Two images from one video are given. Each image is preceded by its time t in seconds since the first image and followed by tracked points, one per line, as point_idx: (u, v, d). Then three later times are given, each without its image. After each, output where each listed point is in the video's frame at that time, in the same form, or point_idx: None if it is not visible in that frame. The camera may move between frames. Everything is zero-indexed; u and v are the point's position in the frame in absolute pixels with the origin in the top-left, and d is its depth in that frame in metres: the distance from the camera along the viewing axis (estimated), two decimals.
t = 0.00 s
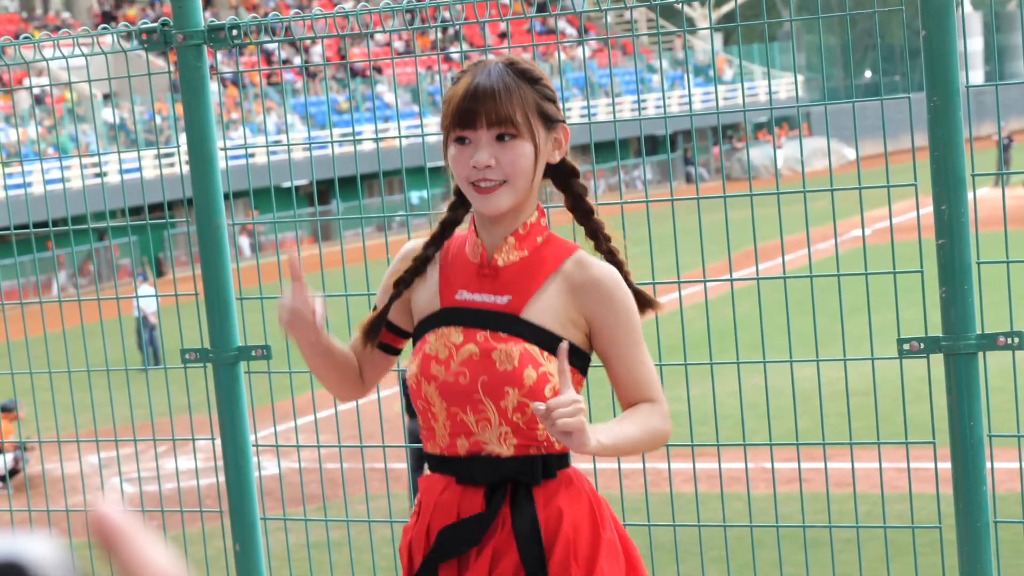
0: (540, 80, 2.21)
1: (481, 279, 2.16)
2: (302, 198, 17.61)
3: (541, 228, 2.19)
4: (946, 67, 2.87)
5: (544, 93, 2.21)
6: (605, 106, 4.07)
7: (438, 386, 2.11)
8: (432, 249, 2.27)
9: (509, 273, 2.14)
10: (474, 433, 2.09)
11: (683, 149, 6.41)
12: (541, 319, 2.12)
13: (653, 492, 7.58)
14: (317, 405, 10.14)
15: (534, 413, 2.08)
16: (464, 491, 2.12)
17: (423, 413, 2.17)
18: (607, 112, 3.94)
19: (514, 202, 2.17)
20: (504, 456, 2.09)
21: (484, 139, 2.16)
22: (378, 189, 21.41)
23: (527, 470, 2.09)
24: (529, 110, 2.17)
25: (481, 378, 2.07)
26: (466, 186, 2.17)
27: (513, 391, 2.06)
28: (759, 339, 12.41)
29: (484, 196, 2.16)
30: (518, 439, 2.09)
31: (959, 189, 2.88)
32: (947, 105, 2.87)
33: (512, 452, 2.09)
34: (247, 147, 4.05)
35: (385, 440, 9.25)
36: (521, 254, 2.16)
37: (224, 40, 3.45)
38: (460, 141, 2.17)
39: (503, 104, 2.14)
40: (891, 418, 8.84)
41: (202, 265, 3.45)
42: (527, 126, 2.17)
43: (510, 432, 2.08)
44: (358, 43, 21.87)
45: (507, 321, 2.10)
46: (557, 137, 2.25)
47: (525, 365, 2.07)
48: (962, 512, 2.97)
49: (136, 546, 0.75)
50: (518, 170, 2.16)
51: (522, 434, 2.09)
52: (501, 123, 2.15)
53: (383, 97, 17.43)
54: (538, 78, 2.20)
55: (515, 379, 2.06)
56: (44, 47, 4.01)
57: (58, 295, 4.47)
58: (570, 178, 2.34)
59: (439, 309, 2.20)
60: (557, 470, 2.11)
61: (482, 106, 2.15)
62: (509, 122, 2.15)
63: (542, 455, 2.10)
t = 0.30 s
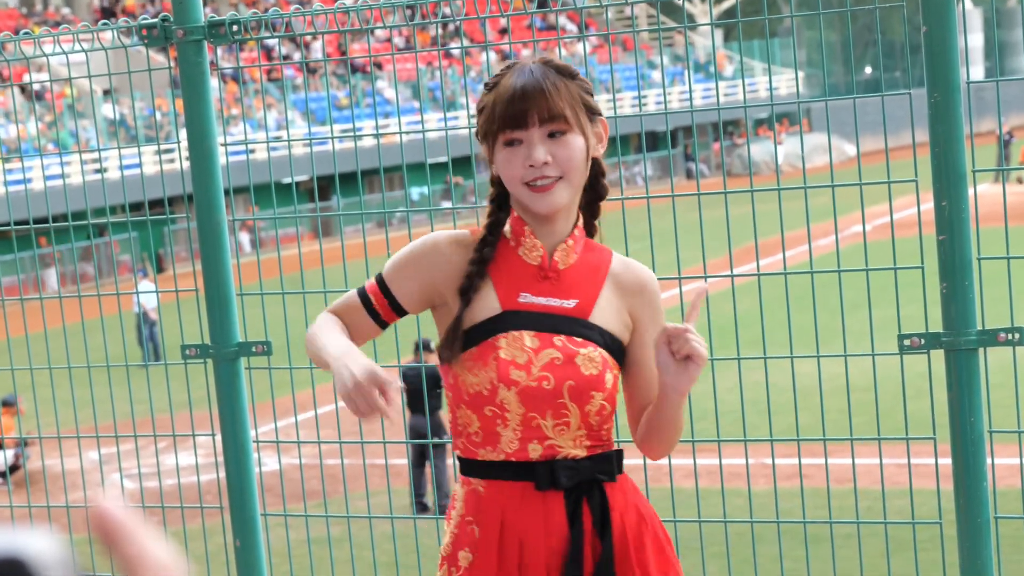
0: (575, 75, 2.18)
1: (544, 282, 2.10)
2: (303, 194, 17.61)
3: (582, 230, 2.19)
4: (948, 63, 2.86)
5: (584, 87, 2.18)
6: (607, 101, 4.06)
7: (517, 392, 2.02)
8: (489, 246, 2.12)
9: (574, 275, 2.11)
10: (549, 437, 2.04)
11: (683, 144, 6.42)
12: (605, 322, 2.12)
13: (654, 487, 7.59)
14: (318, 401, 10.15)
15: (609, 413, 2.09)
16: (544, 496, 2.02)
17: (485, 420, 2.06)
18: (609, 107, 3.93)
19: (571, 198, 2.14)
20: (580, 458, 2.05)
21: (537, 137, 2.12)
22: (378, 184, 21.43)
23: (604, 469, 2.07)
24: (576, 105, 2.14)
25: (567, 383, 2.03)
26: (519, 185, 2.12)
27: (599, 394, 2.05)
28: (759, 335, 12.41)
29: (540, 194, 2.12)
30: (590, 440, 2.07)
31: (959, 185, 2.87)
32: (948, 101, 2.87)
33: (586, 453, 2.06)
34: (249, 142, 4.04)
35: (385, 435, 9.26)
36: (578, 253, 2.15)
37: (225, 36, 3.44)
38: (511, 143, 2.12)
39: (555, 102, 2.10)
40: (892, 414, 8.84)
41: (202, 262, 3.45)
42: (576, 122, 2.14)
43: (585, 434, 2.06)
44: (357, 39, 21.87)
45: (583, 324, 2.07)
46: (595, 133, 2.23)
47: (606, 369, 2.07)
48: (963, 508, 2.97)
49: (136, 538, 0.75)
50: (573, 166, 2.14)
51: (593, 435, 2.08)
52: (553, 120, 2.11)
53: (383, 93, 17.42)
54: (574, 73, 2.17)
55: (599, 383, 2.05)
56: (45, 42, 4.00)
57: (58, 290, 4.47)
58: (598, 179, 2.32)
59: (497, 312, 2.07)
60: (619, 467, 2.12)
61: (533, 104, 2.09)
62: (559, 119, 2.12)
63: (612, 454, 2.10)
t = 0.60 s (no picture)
0: (560, 71, 2.15)
1: (539, 273, 2.15)
2: (302, 188, 17.60)
3: (592, 217, 2.18)
4: (947, 59, 2.86)
5: (567, 85, 2.16)
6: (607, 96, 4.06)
7: (500, 382, 2.11)
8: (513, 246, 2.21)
9: (565, 264, 2.14)
10: (539, 428, 2.09)
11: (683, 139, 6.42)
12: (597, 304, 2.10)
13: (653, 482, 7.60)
14: (316, 396, 10.15)
15: (600, 402, 2.07)
16: (529, 486, 2.10)
17: (489, 413, 2.16)
18: (608, 102, 3.93)
19: (553, 199, 2.14)
20: (566, 450, 2.07)
21: (511, 143, 2.14)
22: (377, 179, 21.43)
23: (589, 465, 2.06)
24: (551, 105, 2.13)
25: (543, 369, 2.08)
26: (501, 189, 2.15)
27: (576, 380, 2.06)
28: (758, 330, 12.42)
29: (522, 197, 2.14)
30: (584, 432, 2.07)
31: (958, 180, 2.88)
32: (946, 97, 2.87)
33: (577, 446, 2.07)
34: (247, 137, 4.03)
35: (383, 431, 9.27)
36: (575, 242, 2.15)
37: (223, 30, 3.43)
38: (489, 148, 2.16)
39: (521, 106, 2.12)
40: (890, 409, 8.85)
41: (200, 256, 3.44)
42: (550, 122, 2.13)
43: (574, 424, 2.07)
44: (357, 34, 21.85)
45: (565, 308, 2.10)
46: (589, 127, 2.19)
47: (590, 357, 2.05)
48: (961, 503, 2.97)
49: (138, 535, 0.80)
50: (550, 167, 2.13)
51: (586, 425, 2.07)
52: (524, 124, 2.12)
53: (383, 88, 17.42)
54: (560, 73, 2.15)
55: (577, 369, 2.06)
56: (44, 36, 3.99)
57: (58, 284, 4.46)
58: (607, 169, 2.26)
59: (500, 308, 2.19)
60: (617, 458, 2.08)
61: (502, 112, 2.13)
62: (532, 122, 2.12)
63: (608, 449, 2.07)
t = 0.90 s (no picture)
0: (529, 108, 2.08)
1: (450, 297, 2.12)
2: (300, 179, 17.60)
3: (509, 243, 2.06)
4: (946, 50, 2.86)
5: (530, 126, 2.08)
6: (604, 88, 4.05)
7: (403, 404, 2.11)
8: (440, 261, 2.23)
9: (462, 291, 2.07)
10: (432, 453, 2.07)
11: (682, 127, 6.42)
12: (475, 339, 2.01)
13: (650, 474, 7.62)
14: (315, 386, 10.18)
15: (471, 436, 2.00)
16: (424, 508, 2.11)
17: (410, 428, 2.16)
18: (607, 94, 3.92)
19: (476, 228, 2.10)
20: (451, 480, 2.05)
21: (455, 162, 2.09)
22: (375, 170, 21.43)
23: (467, 498, 2.02)
24: (505, 140, 2.06)
25: (423, 399, 2.04)
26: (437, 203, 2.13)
27: (446, 412, 2.00)
28: (756, 322, 12.44)
29: (452, 218, 2.11)
30: (464, 463, 2.03)
31: (957, 172, 2.87)
32: (945, 88, 2.87)
33: (459, 476, 2.04)
34: (244, 128, 4.03)
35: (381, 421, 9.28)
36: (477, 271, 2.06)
37: (222, 21, 3.43)
38: (436, 159, 2.12)
39: (474, 130, 2.06)
40: (888, 401, 8.86)
41: (199, 245, 3.44)
42: (499, 155, 2.07)
43: (455, 455, 2.03)
44: (356, 24, 21.83)
45: (447, 338, 2.04)
46: (541, 171, 2.11)
47: (455, 388, 1.99)
48: (959, 494, 2.97)
49: (129, 523, 0.88)
50: (484, 198, 2.08)
51: (467, 457, 2.02)
52: (472, 150, 2.06)
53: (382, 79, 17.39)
54: (528, 110, 2.08)
55: (446, 402, 2.00)
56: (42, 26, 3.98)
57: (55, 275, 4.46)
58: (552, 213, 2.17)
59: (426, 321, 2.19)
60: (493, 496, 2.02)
61: (456, 131, 2.07)
62: (478, 150, 2.06)
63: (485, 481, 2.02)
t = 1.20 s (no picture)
0: (560, 68, 2.13)
1: (552, 277, 2.05)
2: (300, 170, 17.59)
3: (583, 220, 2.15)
4: (943, 42, 2.85)
5: (567, 80, 2.13)
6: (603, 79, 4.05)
7: (529, 392, 1.98)
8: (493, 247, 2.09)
9: (581, 270, 2.07)
10: (565, 435, 2.00)
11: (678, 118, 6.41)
12: (617, 313, 2.08)
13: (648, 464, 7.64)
14: (313, 378, 10.19)
15: (625, 406, 2.05)
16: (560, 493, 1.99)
17: (501, 423, 2.01)
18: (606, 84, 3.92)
19: (561, 196, 2.10)
20: (598, 455, 2.02)
21: (517, 139, 2.09)
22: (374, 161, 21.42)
23: (623, 463, 2.05)
24: (556, 100, 2.10)
25: (580, 378, 1.99)
26: (507, 187, 2.10)
27: (613, 386, 2.02)
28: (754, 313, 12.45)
29: (526, 194, 2.09)
30: (608, 435, 2.04)
31: (955, 163, 2.88)
32: (942, 79, 2.87)
33: (604, 449, 2.04)
34: (243, 119, 4.03)
35: (380, 413, 9.29)
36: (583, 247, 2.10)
37: (220, 12, 3.43)
38: (495, 146, 2.10)
39: (530, 101, 2.07)
40: (886, 392, 8.88)
41: (196, 236, 3.45)
42: (557, 118, 2.10)
43: (602, 429, 2.03)
44: (354, 14, 21.80)
45: (590, 316, 2.03)
46: (589, 121, 2.18)
47: (619, 361, 2.02)
48: (957, 485, 2.98)
49: (112, 516, 0.90)
50: (558, 163, 2.10)
51: (610, 429, 2.04)
52: (532, 120, 2.08)
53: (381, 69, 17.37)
54: (559, 68, 2.12)
55: (613, 376, 2.01)
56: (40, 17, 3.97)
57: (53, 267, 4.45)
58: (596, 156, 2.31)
59: (505, 311, 2.03)
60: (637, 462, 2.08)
61: (510, 107, 2.08)
62: (538, 119, 2.08)
63: (630, 447, 2.07)
